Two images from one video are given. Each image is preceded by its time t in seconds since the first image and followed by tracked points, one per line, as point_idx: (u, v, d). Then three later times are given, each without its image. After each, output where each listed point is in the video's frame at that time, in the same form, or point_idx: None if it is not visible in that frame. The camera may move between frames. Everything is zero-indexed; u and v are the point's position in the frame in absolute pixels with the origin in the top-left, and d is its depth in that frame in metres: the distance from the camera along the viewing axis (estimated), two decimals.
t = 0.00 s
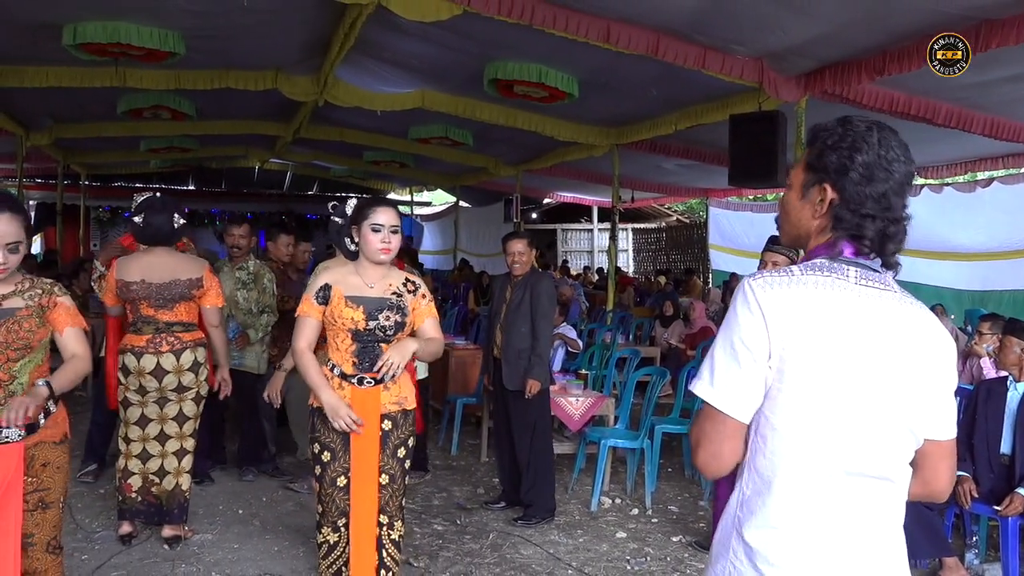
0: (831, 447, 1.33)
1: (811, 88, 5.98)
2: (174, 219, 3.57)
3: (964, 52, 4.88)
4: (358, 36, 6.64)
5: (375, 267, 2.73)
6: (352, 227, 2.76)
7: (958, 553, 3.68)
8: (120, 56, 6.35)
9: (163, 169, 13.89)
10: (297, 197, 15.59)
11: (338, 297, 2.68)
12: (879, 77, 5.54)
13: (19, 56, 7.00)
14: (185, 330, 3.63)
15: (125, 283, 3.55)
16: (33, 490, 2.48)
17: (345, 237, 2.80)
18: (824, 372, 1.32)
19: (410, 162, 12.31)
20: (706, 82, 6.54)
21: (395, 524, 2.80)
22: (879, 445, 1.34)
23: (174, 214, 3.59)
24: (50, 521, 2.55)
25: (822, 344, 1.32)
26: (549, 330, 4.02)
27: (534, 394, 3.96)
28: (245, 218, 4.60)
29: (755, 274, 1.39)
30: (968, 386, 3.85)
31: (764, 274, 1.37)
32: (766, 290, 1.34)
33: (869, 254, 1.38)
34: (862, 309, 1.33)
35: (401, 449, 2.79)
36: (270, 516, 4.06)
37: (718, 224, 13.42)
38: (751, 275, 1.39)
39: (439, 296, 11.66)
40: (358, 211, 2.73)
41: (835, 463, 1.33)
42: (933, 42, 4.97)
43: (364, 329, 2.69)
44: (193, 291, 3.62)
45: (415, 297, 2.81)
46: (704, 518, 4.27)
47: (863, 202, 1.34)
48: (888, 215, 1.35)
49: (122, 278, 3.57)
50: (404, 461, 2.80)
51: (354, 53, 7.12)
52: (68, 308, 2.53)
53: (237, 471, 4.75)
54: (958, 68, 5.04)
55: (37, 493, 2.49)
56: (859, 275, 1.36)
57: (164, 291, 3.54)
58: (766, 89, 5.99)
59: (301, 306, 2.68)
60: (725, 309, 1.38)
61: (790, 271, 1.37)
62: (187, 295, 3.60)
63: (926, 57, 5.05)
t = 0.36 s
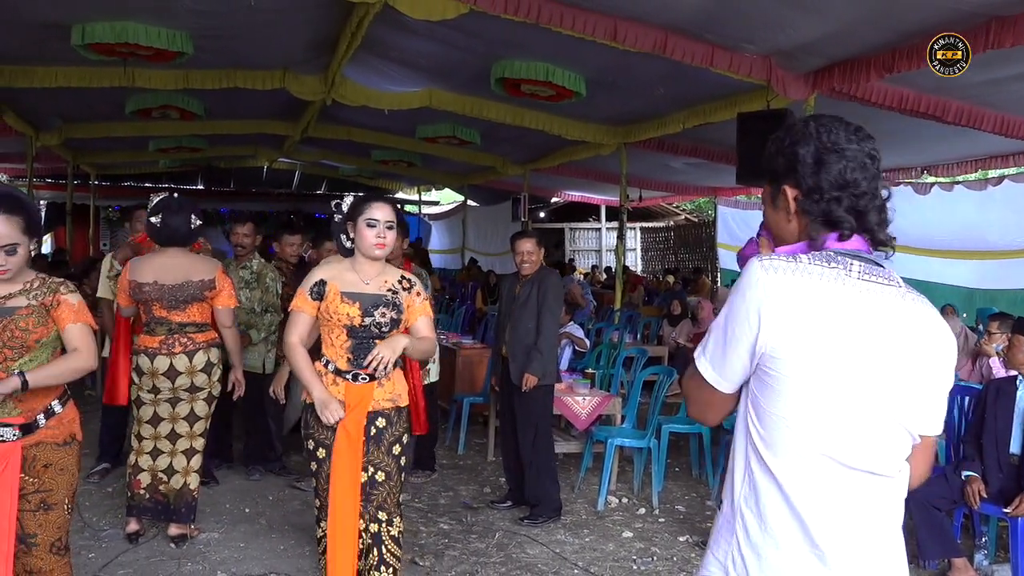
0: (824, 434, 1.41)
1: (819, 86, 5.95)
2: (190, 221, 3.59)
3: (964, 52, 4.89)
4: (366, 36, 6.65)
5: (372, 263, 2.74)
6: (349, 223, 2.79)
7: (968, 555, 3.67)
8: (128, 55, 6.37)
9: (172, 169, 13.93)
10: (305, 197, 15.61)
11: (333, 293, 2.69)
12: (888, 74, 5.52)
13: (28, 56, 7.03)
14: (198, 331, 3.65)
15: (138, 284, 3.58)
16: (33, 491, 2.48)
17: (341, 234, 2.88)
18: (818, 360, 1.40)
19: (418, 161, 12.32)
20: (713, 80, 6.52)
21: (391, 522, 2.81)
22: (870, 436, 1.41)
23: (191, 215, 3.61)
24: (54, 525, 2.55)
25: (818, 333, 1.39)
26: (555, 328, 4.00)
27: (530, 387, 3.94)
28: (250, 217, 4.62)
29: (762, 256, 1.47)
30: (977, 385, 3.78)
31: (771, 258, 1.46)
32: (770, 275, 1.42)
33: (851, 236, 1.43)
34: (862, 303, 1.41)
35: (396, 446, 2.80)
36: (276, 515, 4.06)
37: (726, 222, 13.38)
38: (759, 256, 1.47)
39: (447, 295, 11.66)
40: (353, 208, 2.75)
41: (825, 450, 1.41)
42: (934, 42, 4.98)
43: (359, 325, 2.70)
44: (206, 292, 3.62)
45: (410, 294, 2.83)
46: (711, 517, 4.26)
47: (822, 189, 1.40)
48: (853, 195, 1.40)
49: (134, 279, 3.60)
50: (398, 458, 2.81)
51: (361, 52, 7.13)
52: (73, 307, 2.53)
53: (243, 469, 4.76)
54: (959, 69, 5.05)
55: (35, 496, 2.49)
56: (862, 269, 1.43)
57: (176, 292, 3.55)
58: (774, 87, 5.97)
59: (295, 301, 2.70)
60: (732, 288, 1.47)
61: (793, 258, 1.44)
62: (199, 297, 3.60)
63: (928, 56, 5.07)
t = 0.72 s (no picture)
0: (814, 438, 1.38)
1: (835, 84, 5.88)
2: (208, 221, 3.62)
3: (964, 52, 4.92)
4: (377, 34, 6.64)
5: (368, 261, 2.74)
6: (344, 222, 2.79)
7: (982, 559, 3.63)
8: (142, 54, 6.39)
9: (187, 167, 13.99)
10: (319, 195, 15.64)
11: (331, 293, 2.68)
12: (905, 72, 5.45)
13: (44, 55, 7.08)
14: (214, 330, 3.69)
15: (153, 284, 3.57)
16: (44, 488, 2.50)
17: (336, 231, 2.88)
18: (804, 361, 1.37)
19: (432, 159, 12.31)
20: (727, 79, 6.47)
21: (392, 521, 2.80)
22: (861, 438, 1.38)
23: (208, 215, 3.63)
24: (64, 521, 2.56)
25: (802, 334, 1.37)
26: (567, 327, 3.97)
27: (544, 389, 3.92)
28: (259, 215, 4.63)
29: (743, 257, 1.45)
30: (991, 387, 3.71)
31: (752, 259, 1.43)
32: (752, 277, 1.40)
33: (828, 232, 1.40)
34: (847, 302, 1.38)
35: (393, 444, 2.82)
36: (283, 514, 4.07)
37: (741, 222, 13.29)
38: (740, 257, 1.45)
39: (460, 293, 11.65)
40: (349, 206, 2.75)
41: (816, 454, 1.38)
42: (933, 42, 5.05)
43: (359, 325, 2.70)
44: (222, 291, 3.66)
45: (406, 293, 2.85)
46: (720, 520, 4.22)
47: (796, 188, 1.38)
48: (827, 190, 1.37)
49: (151, 279, 3.59)
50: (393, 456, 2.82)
51: (373, 50, 7.13)
52: (83, 306, 2.52)
53: (253, 468, 4.76)
54: (959, 70, 5.09)
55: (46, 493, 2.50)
56: (847, 267, 1.41)
57: (193, 290, 3.59)
58: (788, 85, 5.91)
59: (291, 300, 2.67)
60: (714, 290, 1.45)
61: (776, 259, 1.42)
62: (214, 296, 3.64)
63: (925, 57, 5.13)
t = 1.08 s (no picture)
0: (810, 438, 1.35)
1: (849, 80, 5.81)
2: (222, 220, 3.62)
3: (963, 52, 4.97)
4: (388, 32, 6.63)
5: (362, 261, 2.74)
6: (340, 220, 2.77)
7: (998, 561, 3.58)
8: (153, 53, 6.41)
9: (202, 166, 14.05)
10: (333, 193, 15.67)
11: (330, 294, 2.68)
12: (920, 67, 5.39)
13: (58, 55, 7.11)
14: (226, 330, 3.70)
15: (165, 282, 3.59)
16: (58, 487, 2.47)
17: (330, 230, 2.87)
18: (797, 360, 1.34)
19: (445, 158, 12.31)
20: (739, 75, 6.41)
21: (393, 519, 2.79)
22: (858, 438, 1.35)
23: (222, 214, 3.63)
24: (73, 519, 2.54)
25: (795, 332, 1.34)
26: (576, 326, 3.95)
27: (561, 394, 3.89)
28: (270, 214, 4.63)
29: (734, 255, 1.42)
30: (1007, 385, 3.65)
31: (742, 256, 1.41)
32: (742, 275, 1.37)
33: (810, 231, 1.39)
34: (841, 298, 1.35)
35: (391, 442, 2.82)
36: (291, 512, 4.07)
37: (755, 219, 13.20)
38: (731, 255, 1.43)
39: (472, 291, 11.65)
40: (344, 206, 2.73)
41: (813, 455, 1.35)
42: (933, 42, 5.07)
43: (357, 325, 2.71)
44: (235, 290, 3.68)
45: (400, 291, 2.88)
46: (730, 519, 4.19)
47: (780, 188, 1.38)
48: (810, 190, 1.35)
49: (163, 276, 3.60)
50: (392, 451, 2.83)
51: (384, 48, 7.12)
52: (103, 306, 2.55)
53: (263, 467, 4.76)
54: (958, 69, 5.13)
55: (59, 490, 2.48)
56: (841, 263, 1.37)
57: (206, 289, 3.60)
58: (802, 81, 5.85)
59: (286, 302, 2.66)
60: (704, 289, 1.43)
61: (767, 255, 1.39)
62: (227, 294, 3.66)
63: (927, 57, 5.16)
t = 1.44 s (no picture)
0: (812, 442, 1.32)
1: (860, 75, 5.75)
2: (228, 219, 3.61)
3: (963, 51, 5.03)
4: (395, 30, 6.61)
5: (356, 259, 2.73)
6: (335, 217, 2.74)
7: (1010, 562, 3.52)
8: (161, 52, 6.41)
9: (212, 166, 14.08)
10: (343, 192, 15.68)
11: (324, 294, 2.66)
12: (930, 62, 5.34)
13: (67, 55, 7.13)
14: (230, 329, 3.69)
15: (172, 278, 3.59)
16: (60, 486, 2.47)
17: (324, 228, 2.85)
18: (802, 362, 1.31)
19: (454, 156, 12.28)
20: (749, 71, 6.36)
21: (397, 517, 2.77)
22: (862, 442, 1.32)
23: (230, 213, 3.62)
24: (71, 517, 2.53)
25: (800, 333, 1.32)
26: (574, 324, 3.91)
27: (543, 385, 3.92)
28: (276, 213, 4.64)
29: (739, 258, 1.40)
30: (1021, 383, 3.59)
31: (746, 259, 1.39)
32: (746, 276, 1.35)
33: (824, 227, 1.37)
34: (847, 298, 1.32)
35: (392, 440, 2.82)
36: (295, 511, 4.07)
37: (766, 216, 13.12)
38: (736, 257, 1.40)
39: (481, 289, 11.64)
40: (341, 203, 2.69)
41: (815, 460, 1.32)
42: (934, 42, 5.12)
43: (355, 324, 2.69)
44: (241, 289, 3.67)
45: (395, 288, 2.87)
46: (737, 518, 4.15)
47: (800, 180, 1.35)
48: (830, 186, 1.33)
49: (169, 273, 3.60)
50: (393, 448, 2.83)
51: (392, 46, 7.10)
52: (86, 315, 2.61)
53: (268, 465, 4.76)
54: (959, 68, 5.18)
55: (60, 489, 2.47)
56: (846, 263, 1.34)
57: (212, 288, 3.60)
58: (812, 76, 5.79)
59: (280, 303, 2.65)
60: (706, 293, 1.40)
61: (773, 256, 1.37)
62: (233, 293, 3.65)
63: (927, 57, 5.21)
